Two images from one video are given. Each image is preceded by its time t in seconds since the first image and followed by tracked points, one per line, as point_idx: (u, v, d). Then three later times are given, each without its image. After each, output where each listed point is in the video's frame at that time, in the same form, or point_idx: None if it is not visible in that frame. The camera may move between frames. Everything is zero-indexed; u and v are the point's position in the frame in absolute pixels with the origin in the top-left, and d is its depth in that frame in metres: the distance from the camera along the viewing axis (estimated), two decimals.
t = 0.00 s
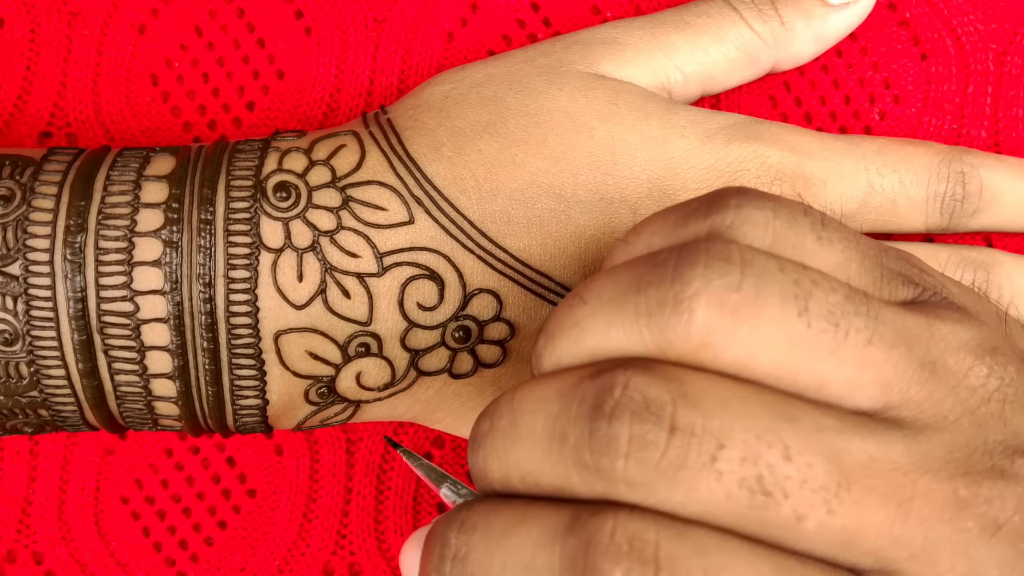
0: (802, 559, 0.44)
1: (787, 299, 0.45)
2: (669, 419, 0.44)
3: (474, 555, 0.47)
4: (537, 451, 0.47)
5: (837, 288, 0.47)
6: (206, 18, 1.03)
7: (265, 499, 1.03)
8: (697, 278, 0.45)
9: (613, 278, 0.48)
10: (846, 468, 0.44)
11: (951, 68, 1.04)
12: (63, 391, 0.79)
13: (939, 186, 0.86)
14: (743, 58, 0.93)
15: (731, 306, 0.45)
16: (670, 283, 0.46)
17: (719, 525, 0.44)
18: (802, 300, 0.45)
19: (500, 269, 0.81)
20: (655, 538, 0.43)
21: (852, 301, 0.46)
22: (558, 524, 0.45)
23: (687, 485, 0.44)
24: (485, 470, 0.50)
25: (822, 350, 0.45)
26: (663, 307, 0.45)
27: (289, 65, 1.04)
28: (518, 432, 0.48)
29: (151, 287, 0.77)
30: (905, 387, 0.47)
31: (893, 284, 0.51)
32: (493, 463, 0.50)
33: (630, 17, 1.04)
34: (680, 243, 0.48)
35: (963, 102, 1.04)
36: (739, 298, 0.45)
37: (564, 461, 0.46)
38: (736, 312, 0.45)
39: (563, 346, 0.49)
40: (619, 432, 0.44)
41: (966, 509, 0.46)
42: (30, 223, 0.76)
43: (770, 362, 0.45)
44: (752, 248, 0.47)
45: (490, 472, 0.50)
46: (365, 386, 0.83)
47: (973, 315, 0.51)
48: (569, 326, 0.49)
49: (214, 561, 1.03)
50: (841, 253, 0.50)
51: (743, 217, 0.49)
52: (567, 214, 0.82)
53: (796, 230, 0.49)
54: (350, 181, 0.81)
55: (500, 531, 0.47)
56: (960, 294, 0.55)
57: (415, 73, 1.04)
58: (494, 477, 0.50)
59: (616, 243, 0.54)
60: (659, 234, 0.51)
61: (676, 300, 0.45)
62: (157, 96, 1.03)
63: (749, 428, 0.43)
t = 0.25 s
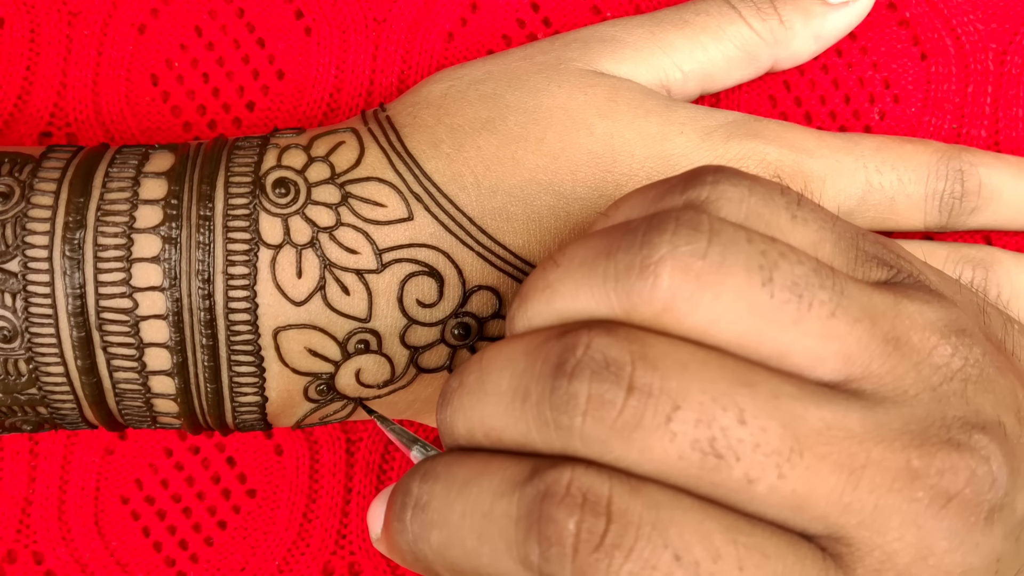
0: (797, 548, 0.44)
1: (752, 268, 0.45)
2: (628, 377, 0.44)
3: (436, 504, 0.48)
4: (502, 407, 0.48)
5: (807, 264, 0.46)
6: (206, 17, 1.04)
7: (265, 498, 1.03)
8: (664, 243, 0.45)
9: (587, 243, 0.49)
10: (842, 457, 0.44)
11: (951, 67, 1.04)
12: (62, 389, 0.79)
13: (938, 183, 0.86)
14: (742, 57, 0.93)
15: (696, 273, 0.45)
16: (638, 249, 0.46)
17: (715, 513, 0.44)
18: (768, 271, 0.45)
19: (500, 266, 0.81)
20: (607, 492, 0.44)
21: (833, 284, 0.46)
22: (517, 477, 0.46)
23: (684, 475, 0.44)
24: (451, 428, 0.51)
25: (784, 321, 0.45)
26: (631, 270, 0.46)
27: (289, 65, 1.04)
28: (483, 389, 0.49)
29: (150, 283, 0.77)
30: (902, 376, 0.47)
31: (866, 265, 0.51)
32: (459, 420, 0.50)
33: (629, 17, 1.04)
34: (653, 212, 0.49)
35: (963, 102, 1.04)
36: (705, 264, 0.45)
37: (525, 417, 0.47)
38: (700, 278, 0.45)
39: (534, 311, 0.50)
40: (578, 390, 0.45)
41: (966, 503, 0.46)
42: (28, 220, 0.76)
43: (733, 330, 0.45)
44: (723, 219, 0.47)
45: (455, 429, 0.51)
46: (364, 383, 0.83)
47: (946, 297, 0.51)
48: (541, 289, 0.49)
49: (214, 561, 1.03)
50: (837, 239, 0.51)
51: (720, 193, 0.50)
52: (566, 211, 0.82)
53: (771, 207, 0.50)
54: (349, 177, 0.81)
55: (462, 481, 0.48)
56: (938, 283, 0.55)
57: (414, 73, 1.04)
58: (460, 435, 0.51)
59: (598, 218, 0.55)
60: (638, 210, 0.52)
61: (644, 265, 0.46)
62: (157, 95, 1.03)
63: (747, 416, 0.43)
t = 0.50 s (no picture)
0: (779, 553, 0.45)
1: (734, 277, 0.45)
2: (610, 388, 0.44)
3: (426, 512, 0.49)
4: (489, 416, 0.48)
5: (791, 272, 0.46)
6: (206, 18, 1.04)
7: (265, 499, 1.03)
8: (646, 253, 0.45)
9: (572, 252, 0.49)
10: (824, 463, 0.44)
11: (951, 67, 1.04)
12: (62, 390, 0.79)
13: (938, 184, 0.86)
14: (741, 57, 0.93)
15: (678, 282, 0.45)
16: (622, 259, 0.46)
17: (696, 520, 0.44)
18: (750, 279, 0.45)
19: (499, 267, 0.81)
20: (590, 501, 0.44)
21: (817, 290, 0.46)
22: (504, 486, 0.47)
23: (667, 483, 0.44)
24: (443, 436, 0.51)
25: (766, 328, 0.45)
26: (614, 281, 0.46)
27: (289, 65, 1.04)
28: (471, 397, 0.49)
29: (149, 285, 0.77)
30: (887, 380, 0.47)
31: (853, 272, 0.51)
32: (449, 429, 0.51)
33: (630, 17, 1.04)
34: (638, 221, 0.49)
35: (963, 102, 1.04)
36: (687, 274, 0.45)
37: (511, 426, 0.47)
38: (682, 288, 0.45)
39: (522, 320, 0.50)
40: (561, 400, 0.45)
41: (949, 507, 0.46)
42: (28, 222, 0.76)
43: (716, 339, 0.45)
44: (706, 228, 0.47)
45: (447, 437, 0.51)
46: (363, 384, 0.83)
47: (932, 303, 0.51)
48: (528, 299, 0.49)
49: (214, 561, 1.03)
50: (824, 246, 0.50)
51: (705, 202, 0.50)
52: (565, 212, 0.82)
53: (755, 216, 0.50)
54: (349, 178, 0.81)
55: (451, 489, 0.48)
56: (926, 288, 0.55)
57: (415, 73, 1.04)
58: (451, 442, 0.51)
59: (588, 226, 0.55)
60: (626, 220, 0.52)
61: (627, 276, 0.46)
62: (157, 95, 1.03)
63: (729, 424, 0.43)
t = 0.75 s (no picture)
0: (809, 541, 0.44)
1: (758, 261, 0.45)
2: (636, 372, 0.44)
3: (447, 504, 0.48)
4: (511, 405, 0.48)
5: (811, 257, 0.46)
6: (206, 18, 1.04)
7: (265, 498, 1.03)
8: (670, 237, 0.46)
9: (592, 240, 0.49)
10: (853, 448, 0.44)
11: (951, 67, 1.04)
12: (63, 390, 0.79)
13: (938, 184, 0.86)
14: (742, 57, 0.93)
15: (703, 266, 0.45)
16: (644, 245, 0.46)
17: (725, 508, 0.44)
18: (774, 263, 0.45)
19: (499, 266, 0.81)
20: (616, 490, 0.44)
21: (841, 276, 0.47)
22: (526, 476, 0.46)
23: (694, 470, 0.44)
24: (462, 428, 0.51)
25: (791, 313, 0.45)
26: (637, 266, 0.46)
27: (289, 65, 1.04)
28: (491, 386, 0.49)
29: (150, 285, 0.77)
30: (912, 366, 0.47)
31: (869, 260, 0.51)
32: (468, 419, 0.50)
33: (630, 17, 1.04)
34: (658, 210, 0.49)
35: (963, 102, 1.04)
36: (711, 258, 0.45)
37: (535, 413, 0.47)
38: (707, 272, 0.45)
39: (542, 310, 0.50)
40: (586, 386, 0.45)
41: (979, 492, 0.45)
42: (28, 222, 0.76)
43: (740, 324, 0.45)
44: (727, 215, 0.47)
45: (466, 429, 0.51)
46: (363, 384, 0.83)
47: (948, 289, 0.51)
48: (547, 287, 0.49)
49: (214, 561, 1.03)
50: (840, 236, 0.51)
51: (722, 192, 0.50)
52: (566, 212, 0.81)
53: (772, 204, 0.50)
54: (349, 178, 0.81)
55: (472, 480, 0.48)
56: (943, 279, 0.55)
57: (414, 72, 1.04)
58: (470, 433, 0.50)
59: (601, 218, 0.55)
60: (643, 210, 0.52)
61: (650, 261, 0.46)
62: (157, 95, 1.03)
63: (757, 409, 0.43)
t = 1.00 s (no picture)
0: (825, 555, 0.44)
1: (780, 275, 0.45)
2: (657, 388, 0.44)
3: (464, 516, 0.48)
4: (529, 417, 0.48)
5: (834, 269, 0.47)
6: (206, 19, 1.03)
7: (265, 499, 1.03)
8: (694, 251, 0.46)
9: (613, 250, 0.49)
10: (873, 463, 0.44)
11: (951, 67, 1.04)
12: (64, 391, 0.79)
13: (938, 186, 0.86)
14: (742, 59, 0.93)
15: (725, 280, 0.45)
16: (666, 258, 0.46)
17: (745, 525, 0.44)
18: (796, 277, 0.45)
19: (498, 270, 0.81)
20: (634, 508, 0.44)
21: (862, 289, 0.47)
22: (544, 491, 0.46)
23: (715, 486, 0.44)
24: (477, 436, 0.51)
25: (813, 327, 0.45)
26: (659, 278, 0.46)
27: (289, 66, 1.04)
28: (510, 396, 0.48)
29: (150, 288, 0.77)
30: (931, 380, 0.47)
31: (890, 269, 0.51)
32: (484, 428, 0.50)
33: (630, 17, 1.04)
34: (679, 222, 0.49)
35: (963, 102, 1.04)
36: (733, 272, 0.45)
37: (554, 428, 0.46)
38: (730, 286, 0.45)
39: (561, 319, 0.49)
40: (607, 402, 0.45)
41: (992, 505, 0.46)
42: (29, 224, 0.76)
43: (762, 338, 0.45)
44: (749, 228, 0.47)
45: (482, 438, 0.50)
46: (362, 386, 0.83)
47: (969, 300, 0.52)
48: (567, 296, 0.49)
49: (214, 562, 1.03)
50: (860, 245, 0.50)
51: (743, 204, 0.50)
52: (566, 214, 0.81)
53: (793, 216, 0.50)
54: (349, 181, 0.81)
55: (489, 493, 0.48)
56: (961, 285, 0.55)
57: (415, 73, 1.04)
58: (486, 442, 0.50)
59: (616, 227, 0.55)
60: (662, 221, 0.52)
61: (672, 274, 0.46)
62: (157, 96, 1.03)
63: (778, 425, 0.43)
